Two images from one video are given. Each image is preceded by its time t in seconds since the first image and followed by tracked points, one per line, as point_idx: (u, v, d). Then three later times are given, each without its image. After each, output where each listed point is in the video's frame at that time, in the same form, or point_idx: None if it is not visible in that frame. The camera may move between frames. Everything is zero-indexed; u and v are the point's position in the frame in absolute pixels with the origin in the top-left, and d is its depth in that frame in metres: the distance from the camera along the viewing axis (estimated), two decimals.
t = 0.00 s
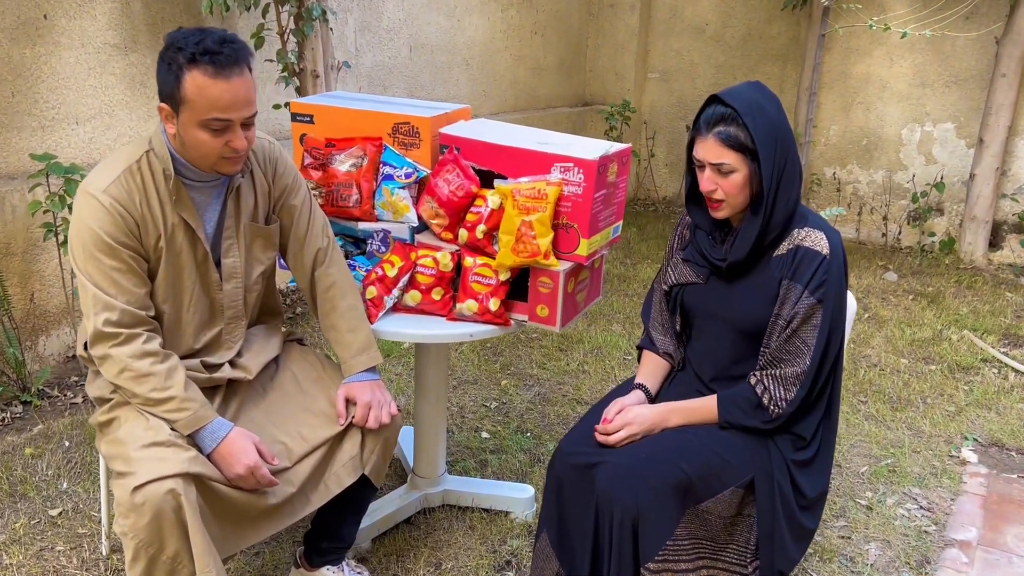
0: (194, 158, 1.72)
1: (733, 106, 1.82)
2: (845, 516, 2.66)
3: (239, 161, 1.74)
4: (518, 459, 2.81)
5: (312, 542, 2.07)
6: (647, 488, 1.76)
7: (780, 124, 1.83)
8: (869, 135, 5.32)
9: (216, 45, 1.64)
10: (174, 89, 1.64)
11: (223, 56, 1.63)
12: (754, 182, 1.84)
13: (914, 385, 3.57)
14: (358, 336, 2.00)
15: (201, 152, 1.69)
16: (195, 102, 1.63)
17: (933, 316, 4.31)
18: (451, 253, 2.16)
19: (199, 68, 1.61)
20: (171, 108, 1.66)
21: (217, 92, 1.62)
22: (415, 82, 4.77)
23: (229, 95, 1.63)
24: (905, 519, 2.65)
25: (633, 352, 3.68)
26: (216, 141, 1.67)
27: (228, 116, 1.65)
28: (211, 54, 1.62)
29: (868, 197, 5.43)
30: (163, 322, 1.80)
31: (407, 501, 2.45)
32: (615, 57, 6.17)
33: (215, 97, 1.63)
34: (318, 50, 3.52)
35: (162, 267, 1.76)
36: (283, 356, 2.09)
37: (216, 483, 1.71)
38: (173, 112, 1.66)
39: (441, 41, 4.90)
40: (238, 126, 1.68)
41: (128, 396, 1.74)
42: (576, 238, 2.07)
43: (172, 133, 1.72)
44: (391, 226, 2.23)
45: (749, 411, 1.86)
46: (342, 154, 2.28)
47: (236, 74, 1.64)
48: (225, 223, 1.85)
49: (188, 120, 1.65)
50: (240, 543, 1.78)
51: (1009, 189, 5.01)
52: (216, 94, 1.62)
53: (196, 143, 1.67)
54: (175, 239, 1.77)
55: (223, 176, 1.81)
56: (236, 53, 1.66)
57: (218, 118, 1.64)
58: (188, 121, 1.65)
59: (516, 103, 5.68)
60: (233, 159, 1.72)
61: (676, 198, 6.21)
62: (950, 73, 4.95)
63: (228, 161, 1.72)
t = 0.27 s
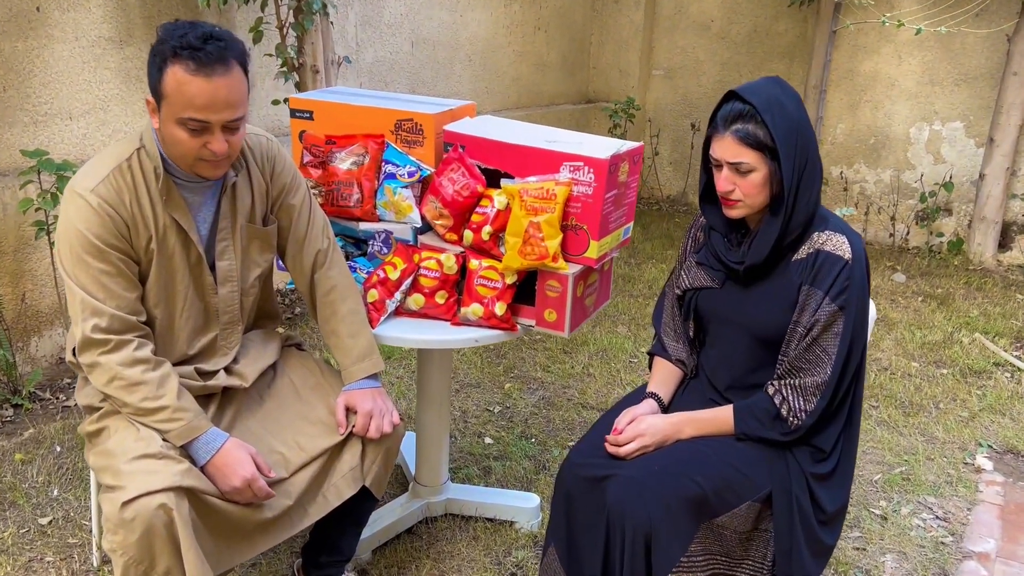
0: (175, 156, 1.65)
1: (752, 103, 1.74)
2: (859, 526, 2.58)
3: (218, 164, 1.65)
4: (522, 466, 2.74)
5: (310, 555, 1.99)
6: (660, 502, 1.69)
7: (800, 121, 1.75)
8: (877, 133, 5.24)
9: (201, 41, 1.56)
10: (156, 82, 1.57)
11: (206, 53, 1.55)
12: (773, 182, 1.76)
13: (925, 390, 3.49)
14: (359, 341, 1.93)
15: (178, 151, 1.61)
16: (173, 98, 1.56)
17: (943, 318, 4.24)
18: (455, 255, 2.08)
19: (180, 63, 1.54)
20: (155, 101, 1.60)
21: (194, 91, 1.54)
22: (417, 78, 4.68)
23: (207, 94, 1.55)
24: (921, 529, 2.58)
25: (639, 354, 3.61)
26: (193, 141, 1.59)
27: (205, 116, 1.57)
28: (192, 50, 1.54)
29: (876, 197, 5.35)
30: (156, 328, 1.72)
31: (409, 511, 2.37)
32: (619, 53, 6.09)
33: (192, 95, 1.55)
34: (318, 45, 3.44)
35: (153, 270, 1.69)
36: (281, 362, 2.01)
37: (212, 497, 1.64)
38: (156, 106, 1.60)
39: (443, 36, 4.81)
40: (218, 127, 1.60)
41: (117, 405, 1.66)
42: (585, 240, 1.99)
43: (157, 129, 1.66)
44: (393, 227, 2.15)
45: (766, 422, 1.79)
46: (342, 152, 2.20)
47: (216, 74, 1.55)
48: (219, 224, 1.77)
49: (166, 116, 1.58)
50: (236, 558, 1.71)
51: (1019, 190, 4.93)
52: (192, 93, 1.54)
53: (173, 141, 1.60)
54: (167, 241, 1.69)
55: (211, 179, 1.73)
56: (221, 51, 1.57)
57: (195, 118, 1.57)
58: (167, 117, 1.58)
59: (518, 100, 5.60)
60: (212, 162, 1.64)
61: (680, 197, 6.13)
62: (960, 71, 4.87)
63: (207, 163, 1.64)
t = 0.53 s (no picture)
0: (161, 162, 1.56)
1: (801, 101, 1.66)
2: (885, 545, 2.49)
3: (200, 175, 1.54)
4: (535, 481, 2.65)
5: None
6: (690, 530, 1.59)
7: (846, 124, 1.67)
8: (890, 134, 5.14)
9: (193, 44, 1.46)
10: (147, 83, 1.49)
11: (194, 55, 1.45)
12: (815, 186, 1.68)
13: (946, 399, 3.40)
14: (371, 357, 1.83)
15: (161, 156, 1.52)
16: (158, 100, 1.47)
17: (960, 324, 4.15)
18: (470, 264, 1.98)
19: (168, 63, 1.45)
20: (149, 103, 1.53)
21: (178, 94, 1.45)
22: (422, 77, 4.58)
23: (189, 99, 1.45)
24: (949, 548, 2.49)
25: (651, 362, 3.51)
26: (173, 147, 1.49)
27: (186, 122, 1.47)
28: (181, 51, 1.45)
29: (888, 199, 5.25)
30: (158, 344, 1.63)
31: (420, 529, 2.28)
32: (627, 52, 5.99)
33: (175, 98, 1.45)
34: (323, 43, 3.34)
35: (153, 283, 1.59)
36: (288, 378, 1.91)
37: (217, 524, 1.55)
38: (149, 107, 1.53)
39: (449, 33, 4.71)
40: (200, 137, 1.49)
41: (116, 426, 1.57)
42: (608, 249, 1.89)
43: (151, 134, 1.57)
44: (405, 234, 2.05)
45: (801, 443, 1.70)
46: (352, 156, 2.11)
47: (202, 78, 1.45)
48: (223, 233, 1.67)
49: (152, 118, 1.50)
50: None
51: None
52: (176, 96, 1.45)
53: (156, 146, 1.51)
54: (168, 253, 1.59)
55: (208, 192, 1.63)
56: (213, 55, 1.46)
57: (176, 123, 1.47)
58: (154, 119, 1.50)
59: (525, 99, 5.50)
60: (193, 173, 1.53)
61: (688, 198, 6.03)
62: (975, 72, 4.78)
63: (189, 173, 1.53)
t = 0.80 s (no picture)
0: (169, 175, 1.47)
1: (842, 99, 1.60)
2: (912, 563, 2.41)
3: (213, 188, 1.46)
4: (549, 496, 2.57)
5: None
6: (725, 561, 1.50)
7: (889, 127, 1.59)
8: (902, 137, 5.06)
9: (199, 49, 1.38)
10: (151, 92, 1.40)
11: (203, 62, 1.36)
12: (850, 190, 1.60)
13: (966, 410, 3.32)
14: (385, 373, 1.75)
15: (171, 170, 1.44)
16: (165, 111, 1.38)
17: (976, 331, 4.07)
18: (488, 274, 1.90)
19: (175, 72, 1.36)
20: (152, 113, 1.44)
21: (188, 103, 1.37)
22: (427, 77, 4.49)
23: (200, 109, 1.37)
24: (978, 567, 2.41)
25: (663, 370, 3.43)
26: (184, 161, 1.41)
27: (197, 134, 1.39)
28: (189, 58, 1.36)
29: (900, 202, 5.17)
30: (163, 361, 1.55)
31: (432, 548, 2.20)
32: (634, 52, 5.90)
33: (185, 109, 1.37)
34: (330, 42, 3.25)
35: (158, 298, 1.50)
36: (298, 394, 1.83)
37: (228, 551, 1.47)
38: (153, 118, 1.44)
39: (455, 33, 4.63)
40: (213, 148, 1.41)
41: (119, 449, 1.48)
42: (633, 260, 1.81)
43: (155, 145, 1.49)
44: (419, 243, 1.97)
45: (837, 467, 1.61)
46: (364, 161, 2.03)
47: (213, 86, 1.37)
48: (230, 245, 1.59)
49: (159, 130, 1.41)
50: None
51: None
52: (185, 106, 1.36)
53: (166, 160, 1.43)
54: (174, 266, 1.51)
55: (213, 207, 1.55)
56: (223, 60, 1.38)
57: (187, 134, 1.39)
58: (161, 132, 1.41)
59: (531, 100, 5.42)
60: (207, 186, 1.45)
61: (695, 201, 5.95)
62: (989, 73, 4.70)
63: (202, 186, 1.45)
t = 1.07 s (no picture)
0: (185, 177, 1.43)
1: (853, 93, 1.58)
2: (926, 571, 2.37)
3: (235, 184, 1.43)
4: (557, 502, 2.52)
5: None
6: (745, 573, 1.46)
7: (904, 123, 1.55)
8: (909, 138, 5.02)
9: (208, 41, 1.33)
10: (158, 92, 1.35)
11: (215, 55, 1.32)
12: (862, 184, 1.56)
13: (976, 414, 3.28)
14: (393, 378, 1.71)
15: (188, 171, 1.39)
16: (180, 110, 1.33)
17: (984, 334, 4.03)
18: (499, 277, 1.85)
19: (187, 68, 1.31)
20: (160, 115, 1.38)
21: (204, 100, 1.32)
22: (430, 76, 4.45)
23: (218, 106, 1.33)
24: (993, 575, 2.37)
25: (670, 373, 3.39)
26: (203, 160, 1.37)
27: (217, 131, 1.35)
28: (201, 53, 1.32)
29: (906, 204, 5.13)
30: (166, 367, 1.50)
31: (439, 556, 2.15)
32: (637, 52, 5.86)
33: (201, 107, 1.32)
34: (333, 40, 3.20)
35: (162, 301, 1.46)
36: (304, 400, 1.78)
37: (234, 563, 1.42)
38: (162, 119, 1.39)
39: (458, 32, 4.58)
40: (232, 144, 1.38)
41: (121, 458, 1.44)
42: (648, 262, 1.77)
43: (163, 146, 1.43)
44: (428, 244, 1.93)
45: (860, 479, 1.57)
46: (371, 160, 1.98)
47: (228, 81, 1.33)
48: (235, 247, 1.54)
49: (173, 131, 1.36)
50: None
51: None
52: (202, 104, 1.32)
53: (183, 161, 1.38)
54: (178, 269, 1.46)
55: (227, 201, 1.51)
56: (234, 51, 1.34)
57: (206, 133, 1.35)
58: (175, 132, 1.36)
59: (534, 99, 5.37)
60: (229, 184, 1.42)
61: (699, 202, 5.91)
62: (997, 74, 4.66)
63: (223, 184, 1.42)
